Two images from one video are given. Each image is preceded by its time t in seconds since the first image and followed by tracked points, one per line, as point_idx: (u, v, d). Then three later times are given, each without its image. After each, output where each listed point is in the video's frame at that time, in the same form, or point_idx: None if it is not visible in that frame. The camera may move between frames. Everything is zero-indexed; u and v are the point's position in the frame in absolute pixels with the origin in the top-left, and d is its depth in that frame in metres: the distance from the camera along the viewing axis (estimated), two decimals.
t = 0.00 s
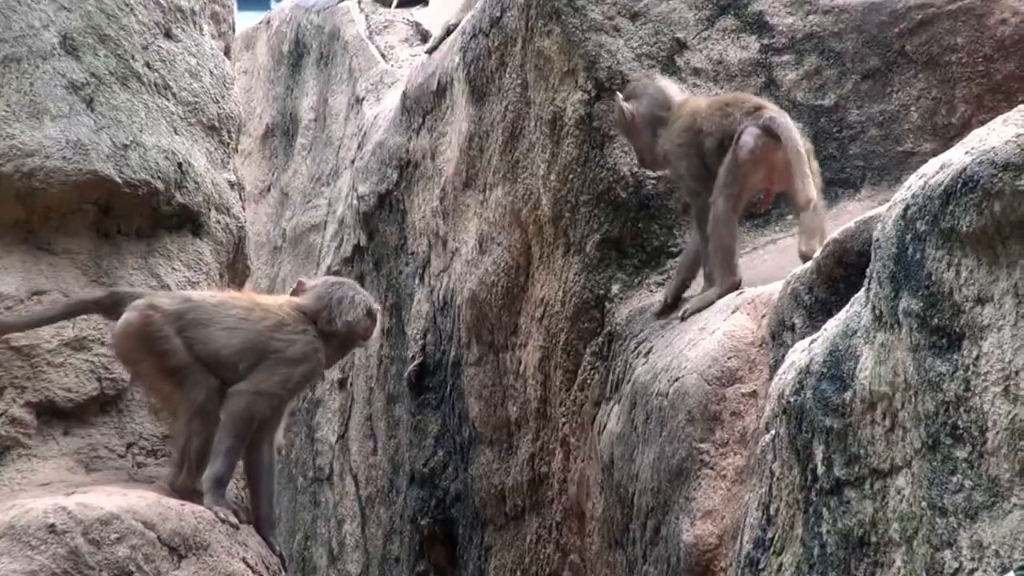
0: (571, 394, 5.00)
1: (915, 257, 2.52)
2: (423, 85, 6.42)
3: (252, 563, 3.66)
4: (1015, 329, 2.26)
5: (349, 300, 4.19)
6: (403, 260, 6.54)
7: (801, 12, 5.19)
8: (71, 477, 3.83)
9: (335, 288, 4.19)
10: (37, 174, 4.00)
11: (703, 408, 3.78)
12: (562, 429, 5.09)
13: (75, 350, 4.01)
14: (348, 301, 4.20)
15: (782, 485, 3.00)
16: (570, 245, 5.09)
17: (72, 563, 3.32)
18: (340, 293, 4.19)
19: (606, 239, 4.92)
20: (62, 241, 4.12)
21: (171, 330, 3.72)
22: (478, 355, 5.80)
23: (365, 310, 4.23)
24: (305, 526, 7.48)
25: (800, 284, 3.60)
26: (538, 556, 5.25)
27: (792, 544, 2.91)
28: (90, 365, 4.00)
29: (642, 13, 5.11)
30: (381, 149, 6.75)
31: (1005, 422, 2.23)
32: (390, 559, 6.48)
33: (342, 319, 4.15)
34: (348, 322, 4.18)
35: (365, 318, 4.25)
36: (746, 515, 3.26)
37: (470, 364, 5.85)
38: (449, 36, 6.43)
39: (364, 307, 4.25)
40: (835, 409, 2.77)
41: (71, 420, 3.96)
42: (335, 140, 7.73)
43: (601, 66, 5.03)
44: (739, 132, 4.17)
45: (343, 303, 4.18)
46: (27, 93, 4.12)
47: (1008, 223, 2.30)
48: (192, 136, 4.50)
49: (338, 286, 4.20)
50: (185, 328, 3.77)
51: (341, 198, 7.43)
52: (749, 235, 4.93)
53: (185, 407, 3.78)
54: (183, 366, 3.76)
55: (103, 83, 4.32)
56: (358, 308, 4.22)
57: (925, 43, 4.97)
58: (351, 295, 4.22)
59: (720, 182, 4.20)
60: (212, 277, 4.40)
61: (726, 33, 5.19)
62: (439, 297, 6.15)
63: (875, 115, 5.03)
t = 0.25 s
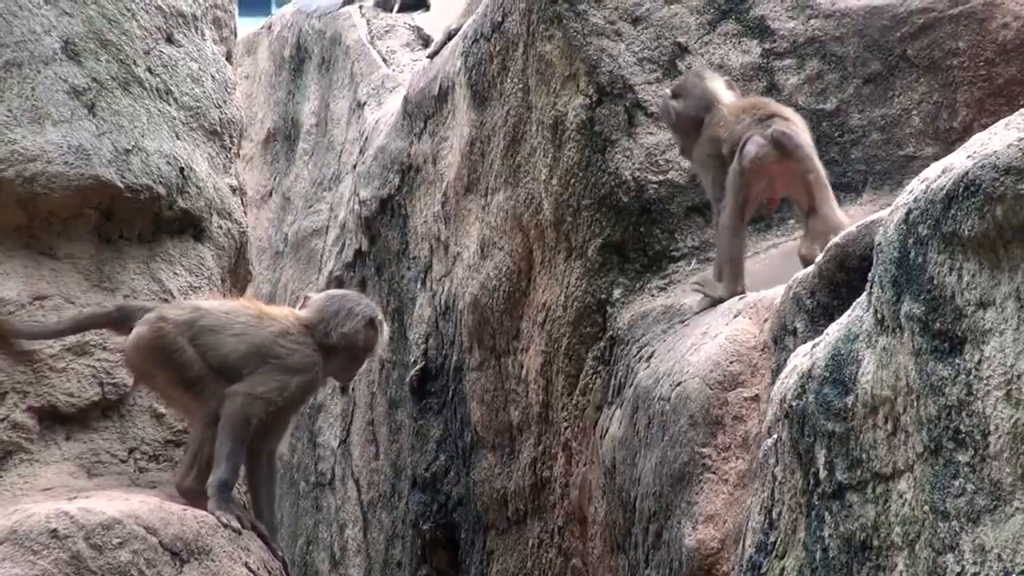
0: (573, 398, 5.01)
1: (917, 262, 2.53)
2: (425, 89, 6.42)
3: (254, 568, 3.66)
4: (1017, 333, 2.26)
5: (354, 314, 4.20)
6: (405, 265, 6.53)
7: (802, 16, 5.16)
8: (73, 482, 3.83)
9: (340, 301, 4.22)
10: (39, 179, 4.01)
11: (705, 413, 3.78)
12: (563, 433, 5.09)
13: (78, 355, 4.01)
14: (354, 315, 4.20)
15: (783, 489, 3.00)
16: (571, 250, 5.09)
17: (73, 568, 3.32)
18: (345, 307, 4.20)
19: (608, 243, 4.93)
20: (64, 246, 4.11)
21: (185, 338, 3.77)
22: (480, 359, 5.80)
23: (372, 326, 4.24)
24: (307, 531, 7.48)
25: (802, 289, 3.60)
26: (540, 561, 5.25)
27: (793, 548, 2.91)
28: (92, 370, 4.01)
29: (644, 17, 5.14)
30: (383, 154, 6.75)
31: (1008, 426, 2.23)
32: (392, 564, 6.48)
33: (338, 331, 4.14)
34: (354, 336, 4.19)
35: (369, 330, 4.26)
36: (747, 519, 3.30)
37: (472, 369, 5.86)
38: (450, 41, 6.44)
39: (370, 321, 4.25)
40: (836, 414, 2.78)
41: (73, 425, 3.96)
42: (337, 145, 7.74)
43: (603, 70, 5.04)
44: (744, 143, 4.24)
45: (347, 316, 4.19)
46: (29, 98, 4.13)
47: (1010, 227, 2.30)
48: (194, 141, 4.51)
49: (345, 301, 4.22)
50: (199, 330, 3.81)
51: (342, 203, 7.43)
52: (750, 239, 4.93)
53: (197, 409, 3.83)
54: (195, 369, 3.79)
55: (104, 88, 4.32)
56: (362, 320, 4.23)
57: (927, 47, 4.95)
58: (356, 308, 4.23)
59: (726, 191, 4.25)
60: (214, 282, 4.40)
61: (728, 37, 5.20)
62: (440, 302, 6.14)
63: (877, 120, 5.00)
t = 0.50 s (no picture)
0: (575, 391, 5.01)
1: (918, 254, 2.53)
2: (426, 82, 6.42)
3: (256, 561, 3.67)
4: (1018, 325, 2.26)
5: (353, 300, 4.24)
6: (407, 257, 6.53)
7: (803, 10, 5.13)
8: (76, 475, 3.84)
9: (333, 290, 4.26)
10: (40, 172, 4.01)
11: (706, 405, 3.78)
12: (565, 426, 5.10)
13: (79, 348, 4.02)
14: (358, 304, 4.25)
15: (785, 482, 3.00)
16: (573, 242, 5.09)
17: (75, 561, 3.32)
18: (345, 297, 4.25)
19: (610, 236, 4.93)
20: (65, 238, 4.12)
21: (189, 357, 3.80)
22: (482, 352, 5.81)
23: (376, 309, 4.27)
24: (310, 524, 7.49)
25: (804, 281, 3.60)
26: (542, 553, 5.25)
27: (795, 541, 2.91)
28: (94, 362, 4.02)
29: (645, 9, 5.11)
30: (384, 147, 6.75)
31: (1010, 418, 2.22)
32: (394, 556, 6.48)
33: (331, 325, 4.16)
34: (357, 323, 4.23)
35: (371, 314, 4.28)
36: (750, 511, 3.32)
37: (473, 361, 5.86)
38: (451, 34, 6.43)
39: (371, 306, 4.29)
40: (838, 406, 2.78)
41: (75, 417, 3.97)
42: (338, 138, 7.74)
43: (604, 63, 5.04)
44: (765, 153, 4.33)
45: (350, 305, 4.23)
46: (30, 90, 4.13)
47: (1011, 219, 2.30)
48: (196, 133, 4.50)
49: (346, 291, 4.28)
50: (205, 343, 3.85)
51: (344, 196, 7.44)
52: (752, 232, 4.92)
53: (216, 420, 3.88)
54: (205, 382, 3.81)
55: (106, 80, 4.32)
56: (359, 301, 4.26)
57: (928, 40, 4.94)
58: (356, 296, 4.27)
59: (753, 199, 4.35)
60: (215, 275, 4.39)
61: (729, 30, 5.14)
62: (442, 295, 6.14)
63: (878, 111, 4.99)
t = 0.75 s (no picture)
0: (574, 391, 5.02)
1: (917, 254, 2.53)
2: (425, 82, 6.42)
3: (254, 561, 3.68)
4: (1017, 326, 2.26)
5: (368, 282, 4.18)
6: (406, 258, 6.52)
7: (803, 9, 5.10)
8: (75, 476, 3.84)
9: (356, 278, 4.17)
10: (39, 172, 4.03)
11: (705, 405, 3.78)
12: (564, 426, 5.11)
13: (78, 349, 3.99)
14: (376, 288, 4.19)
15: (784, 482, 3.00)
16: (572, 242, 5.10)
17: (74, 561, 3.33)
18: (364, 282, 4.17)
19: (609, 236, 4.94)
20: (65, 238, 4.14)
21: (264, 383, 3.60)
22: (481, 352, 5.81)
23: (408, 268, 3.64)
24: (309, 524, 7.47)
25: (802, 281, 3.61)
26: (540, 553, 5.26)
27: (794, 541, 2.91)
28: (94, 363, 4.00)
29: (645, 10, 5.10)
30: (384, 147, 6.75)
31: (1009, 418, 2.23)
32: (393, 557, 6.48)
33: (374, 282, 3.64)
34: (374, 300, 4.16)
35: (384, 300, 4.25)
36: (748, 512, 3.31)
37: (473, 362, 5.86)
38: (451, 34, 6.42)
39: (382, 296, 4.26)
40: (837, 406, 2.78)
41: (74, 417, 3.97)
42: (338, 138, 7.74)
43: (603, 63, 5.04)
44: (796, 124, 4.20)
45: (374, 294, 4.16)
46: (30, 91, 4.13)
47: (1010, 219, 2.30)
48: (195, 134, 4.50)
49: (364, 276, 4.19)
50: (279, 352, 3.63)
51: (343, 196, 7.44)
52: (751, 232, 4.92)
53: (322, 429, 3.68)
54: (316, 381, 3.61)
55: (105, 80, 4.31)
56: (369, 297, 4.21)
57: (927, 40, 4.92)
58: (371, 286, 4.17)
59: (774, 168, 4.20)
60: (215, 275, 4.39)
61: (728, 30, 5.13)
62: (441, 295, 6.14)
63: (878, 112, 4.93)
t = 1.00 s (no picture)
0: (565, 400, 5.04)
1: (909, 262, 2.54)
2: (417, 91, 6.41)
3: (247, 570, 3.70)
4: (1009, 333, 2.26)
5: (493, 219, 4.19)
6: (398, 266, 6.51)
7: (794, 17, 5.06)
8: (67, 485, 3.84)
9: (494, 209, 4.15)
10: (31, 181, 4.04)
11: (697, 413, 3.79)
12: (556, 434, 5.11)
13: (70, 357, 3.98)
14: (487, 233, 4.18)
15: (777, 490, 3.00)
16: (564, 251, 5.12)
17: (66, 570, 3.33)
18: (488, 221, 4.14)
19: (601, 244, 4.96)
20: (57, 247, 4.14)
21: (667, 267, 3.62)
22: (473, 361, 5.81)
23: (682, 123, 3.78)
24: (300, 533, 7.40)
25: (794, 289, 3.62)
26: (533, 561, 5.25)
27: (786, 549, 2.91)
28: (86, 372, 3.99)
29: (636, 18, 5.11)
30: (375, 155, 6.75)
31: (1000, 425, 2.23)
32: (385, 565, 6.47)
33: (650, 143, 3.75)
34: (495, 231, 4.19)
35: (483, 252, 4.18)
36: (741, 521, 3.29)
37: (465, 370, 5.86)
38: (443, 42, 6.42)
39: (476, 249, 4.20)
40: (829, 414, 2.78)
41: (66, 426, 3.96)
42: (330, 147, 7.74)
43: (595, 71, 5.02)
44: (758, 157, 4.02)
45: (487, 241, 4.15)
46: (21, 100, 4.13)
47: (1002, 227, 2.30)
48: (186, 142, 4.48)
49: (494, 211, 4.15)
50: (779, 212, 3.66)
51: (335, 204, 7.43)
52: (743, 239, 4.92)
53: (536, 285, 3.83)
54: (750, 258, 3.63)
55: (96, 89, 4.30)
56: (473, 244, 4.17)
57: (918, 47, 4.84)
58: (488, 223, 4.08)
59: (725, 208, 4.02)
60: (206, 284, 4.38)
61: (720, 38, 5.12)
62: (433, 303, 6.12)
63: (869, 120, 4.89)
